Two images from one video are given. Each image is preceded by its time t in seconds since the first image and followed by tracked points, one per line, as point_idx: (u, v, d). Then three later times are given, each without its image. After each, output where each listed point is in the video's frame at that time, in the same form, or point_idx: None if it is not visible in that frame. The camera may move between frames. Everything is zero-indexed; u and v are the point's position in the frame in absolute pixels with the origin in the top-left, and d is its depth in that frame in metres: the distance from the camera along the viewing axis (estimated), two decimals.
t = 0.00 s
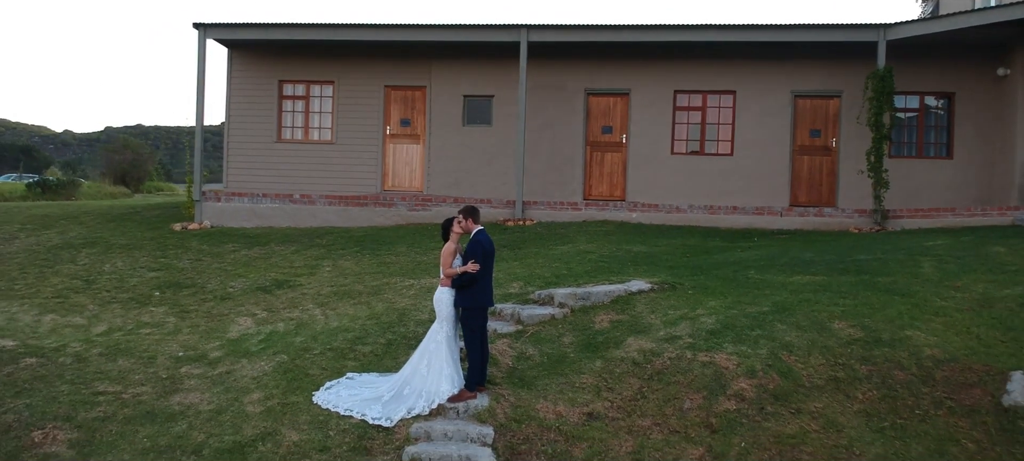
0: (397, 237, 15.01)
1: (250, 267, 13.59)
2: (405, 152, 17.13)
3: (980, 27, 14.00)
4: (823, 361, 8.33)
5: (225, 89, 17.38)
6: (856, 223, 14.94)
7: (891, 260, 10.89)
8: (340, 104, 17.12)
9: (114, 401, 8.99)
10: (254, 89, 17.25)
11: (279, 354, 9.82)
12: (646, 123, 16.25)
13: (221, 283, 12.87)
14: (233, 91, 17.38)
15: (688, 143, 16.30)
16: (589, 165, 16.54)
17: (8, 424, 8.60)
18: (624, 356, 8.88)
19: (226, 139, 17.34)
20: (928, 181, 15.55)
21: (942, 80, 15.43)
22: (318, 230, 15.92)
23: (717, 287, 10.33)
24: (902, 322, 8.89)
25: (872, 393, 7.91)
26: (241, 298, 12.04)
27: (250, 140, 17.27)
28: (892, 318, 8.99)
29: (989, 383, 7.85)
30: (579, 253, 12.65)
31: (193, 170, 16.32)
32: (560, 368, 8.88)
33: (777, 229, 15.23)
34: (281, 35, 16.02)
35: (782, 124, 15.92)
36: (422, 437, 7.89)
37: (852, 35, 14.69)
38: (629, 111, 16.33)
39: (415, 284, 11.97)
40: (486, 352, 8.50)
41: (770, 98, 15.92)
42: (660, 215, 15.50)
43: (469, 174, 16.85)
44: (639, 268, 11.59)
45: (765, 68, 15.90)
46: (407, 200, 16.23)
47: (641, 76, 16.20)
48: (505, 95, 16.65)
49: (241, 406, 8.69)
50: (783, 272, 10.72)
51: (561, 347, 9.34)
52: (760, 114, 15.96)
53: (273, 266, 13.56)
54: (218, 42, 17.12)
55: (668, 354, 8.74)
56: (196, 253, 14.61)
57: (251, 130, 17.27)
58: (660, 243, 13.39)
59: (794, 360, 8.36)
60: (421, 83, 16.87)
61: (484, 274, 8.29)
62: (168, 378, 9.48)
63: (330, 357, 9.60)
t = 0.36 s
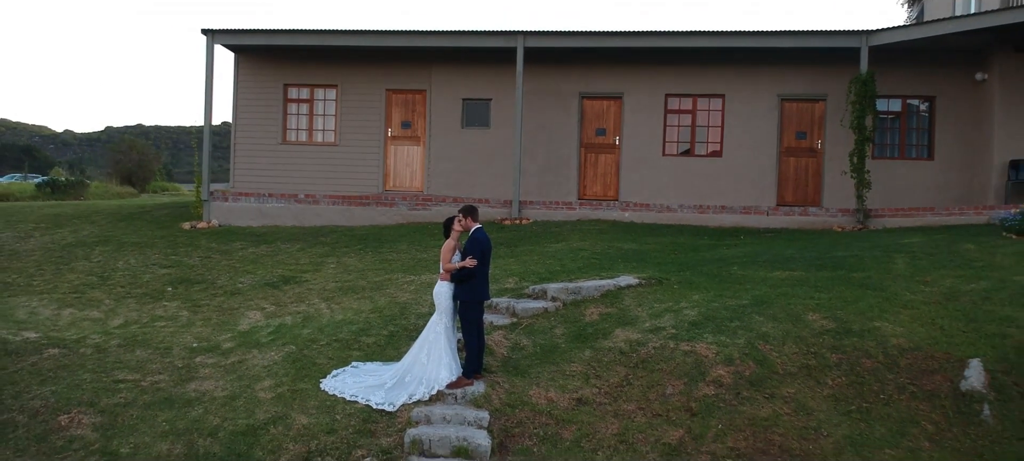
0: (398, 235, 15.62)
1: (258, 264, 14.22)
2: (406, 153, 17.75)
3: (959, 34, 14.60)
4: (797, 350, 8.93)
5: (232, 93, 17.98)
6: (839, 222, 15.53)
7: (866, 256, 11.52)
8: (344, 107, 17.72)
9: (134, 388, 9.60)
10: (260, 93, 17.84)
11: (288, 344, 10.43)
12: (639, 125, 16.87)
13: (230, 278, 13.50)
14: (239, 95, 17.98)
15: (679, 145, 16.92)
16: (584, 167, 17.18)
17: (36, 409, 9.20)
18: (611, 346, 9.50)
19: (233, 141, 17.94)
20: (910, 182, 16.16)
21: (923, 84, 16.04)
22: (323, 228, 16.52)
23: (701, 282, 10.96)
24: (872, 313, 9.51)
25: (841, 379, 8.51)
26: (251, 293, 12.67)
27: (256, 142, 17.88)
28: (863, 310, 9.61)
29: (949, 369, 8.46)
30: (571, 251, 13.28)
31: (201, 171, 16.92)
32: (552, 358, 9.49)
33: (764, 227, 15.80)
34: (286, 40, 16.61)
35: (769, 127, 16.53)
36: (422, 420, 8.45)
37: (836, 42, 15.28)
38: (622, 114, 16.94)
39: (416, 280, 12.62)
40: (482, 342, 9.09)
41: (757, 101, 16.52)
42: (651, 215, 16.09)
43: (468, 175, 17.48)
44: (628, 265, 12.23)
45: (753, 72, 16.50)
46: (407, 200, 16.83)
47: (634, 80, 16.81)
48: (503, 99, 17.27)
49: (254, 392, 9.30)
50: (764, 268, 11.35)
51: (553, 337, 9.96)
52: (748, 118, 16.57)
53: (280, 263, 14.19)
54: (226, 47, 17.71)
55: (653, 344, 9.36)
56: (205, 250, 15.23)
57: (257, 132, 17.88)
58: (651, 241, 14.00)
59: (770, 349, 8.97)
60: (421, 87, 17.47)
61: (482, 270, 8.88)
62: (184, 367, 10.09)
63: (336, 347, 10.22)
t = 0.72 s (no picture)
0: (400, 237, 16.31)
1: (266, 265, 14.91)
2: (407, 158, 18.44)
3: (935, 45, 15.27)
4: (770, 346, 9.62)
5: (239, 100, 18.66)
6: (822, 225, 16.18)
7: (840, 258, 12.22)
8: (346, 114, 18.41)
9: (153, 382, 10.29)
10: (266, 100, 18.53)
11: (297, 341, 11.13)
12: (630, 132, 17.55)
13: (240, 279, 14.19)
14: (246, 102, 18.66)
15: (669, 151, 17.60)
16: (578, 171, 17.87)
17: (63, 401, 9.89)
18: (598, 342, 10.20)
19: (240, 146, 18.62)
20: (890, 186, 16.84)
21: (903, 93, 16.72)
22: (327, 231, 17.21)
23: (684, 283, 11.66)
24: (841, 312, 10.20)
25: (810, 373, 9.18)
26: (260, 293, 13.37)
27: (262, 147, 18.57)
28: (834, 308, 10.30)
29: (909, 364, 9.14)
30: (564, 252, 13.98)
31: (210, 176, 17.62)
32: (543, 353, 10.18)
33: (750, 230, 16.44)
34: (292, 50, 17.28)
35: (755, 133, 17.21)
36: (422, 411, 9.10)
37: (818, 52, 15.95)
38: (614, 120, 17.62)
39: (416, 281, 13.33)
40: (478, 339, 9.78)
41: (744, 109, 17.21)
42: (642, 218, 16.75)
43: (466, 179, 18.17)
44: (617, 266, 12.93)
45: (740, 81, 17.18)
46: (408, 203, 17.50)
47: (625, 88, 17.49)
48: (500, 106, 17.96)
49: (265, 386, 9.99)
50: (744, 269, 12.05)
51: (545, 334, 10.65)
52: (735, 124, 17.25)
53: (286, 264, 14.88)
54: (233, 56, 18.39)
55: (637, 340, 10.06)
56: (215, 252, 15.92)
57: (263, 138, 18.57)
58: (640, 243, 14.69)
59: (745, 346, 9.65)
60: (422, 95, 18.16)
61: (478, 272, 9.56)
62: (199, 362, 10.78)
63: (342, 343, 10.92)
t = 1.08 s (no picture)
0: (400, 244, 17.01)
1: (273, 271, 15.62)
2: (407, 167, 19.17)
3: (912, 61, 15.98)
4: (746, 350, 10.33)
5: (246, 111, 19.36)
6: (805, 232, 16.84)
7: (817, 266, 12.94)
8: (349, 125, 19.12)
9: (170, 383, 10.99)
10: (271, 111, 19.23)
11: (304, 345, 11.85)
12: (622, 142, 18.27)
13: (248, 285, 14.91)
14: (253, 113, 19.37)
15: (659, 160, 18.32)
16: (572, 180, 18.60)
17: (86, 401, 10.57)
18: (587, 346, 10.92)
19: (246, 156, 19.29)
20: (871, 195, 17.56)
21: (883, 105, 17.43)
22: (330, 237, 17.92)
23: (668, 290, 12.38)
24: (813, 318, 10.91)
25: (782, 375, 9.88)
26: (268, 298, 14.10)
27: (268, 157, 19.27)
28: (807, 315, 11.01)
29: (874, 367, 9.84)
30: (556, 259, 14.71)
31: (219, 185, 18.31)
32: (535, 356, 10.89)
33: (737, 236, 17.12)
34: (297, 64, 17.97)
35: (742, 144, 17.92)
36: (422, 410, 9.78)
37: (802, 67, 16.64)
38: (606, 131, 18.34)
39: (416, 286, 14.06)
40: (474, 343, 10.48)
41: (731, 120, 17.92)
42: (633, 225, 17.45)
43: (464, 188, 18.90)
44: (606, 273, 13.66)
45: (727, 93, 17.89)
46: (408, 211, 18.20)
47: (617, 100, 18.21)
48: (497, 117, 18.68)
49: (275, 387, 10.69)
50: (725, 277, 12.78)
51: (537, 338, 11.37)
52: (723, 135, 17.96)
53: (292, 271, 15.60)
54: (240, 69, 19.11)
55: (622, 345, 10.78)
56: (224, 258, 16.63)
57: (269, 148, 19.27)
58: (630, 250, 15.39)
59: (722, 350, 10.37)
60: (421, 106, 18.87)
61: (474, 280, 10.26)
62: (213, 364, 11.49)
63: (347, 347, 11.64)
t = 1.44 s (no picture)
0: (402, 251, 17.74)
1: (280, 278, 16.35)
2: (408, 177, 19.92)
3: (892, 76, 16.69)
4: (725, 355, 11.05)
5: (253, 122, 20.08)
6: (790, 240, 17.51)
7: (796, 275, 13.68)
8: (353, 136, 19.85)
9: (186, 385, 11.71)
10: (277, 123, 19.95)
11: (311, 349, 12.59)
12: (615, 153, 19.01)
13: (256, 291, 15.64)
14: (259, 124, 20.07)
15: (651, 170, 19.05)
16: (567, 189, 19.36)
17: (109, 402, 11.28)
18: (577, 351, 11.66)
19: (253, 165, 20.01)
20: (853, 203, 18.30)
21: (865, 118, 18.15)
22: (334, 245, 18.66)
23: (654, 298, 13.14)
24: (790, 325, 11.65)
25: (759, 378, 10.60)
26: (276, 304, 14.84)
27: (274, 167, 20.01)
28: (783, 322, 11.74)
29: (843, 371, 10.56)
30: (551, 267, 15.45)
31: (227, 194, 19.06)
32: (528, 360, 11.63)
33: (724, 244, 17.84)
34: (302, 77, 18.68)
35: (730, 155, 18.65)
36: (422, 410, 10.51)
37: (787, 81, 17.35)
38: (600, 142, 19.09)
39: (416, 293, 14.81)
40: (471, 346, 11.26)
41: (719, 132, 18.65)
42: (625, 232, 18.18)
43: (463, 196, 19.64)
44: (597, 280, 14.39)
45: (716, 106, 18.62)
46: (409, 219, 18.92)
47: (610, 113, 18.95)
48: (495, 129, 19.44)
49: (286, 389, 11.43)
50: (709, 285, 13.51)
51: (530, 343, 12.11)
52: (712, 146, 18.69)
53: (298, 277, 16.33)
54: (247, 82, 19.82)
55: (611, 349, 11.53)
56: (233, 265, 17.36)
57: (275, 158, 20.01)
58: (621, 258, 16.12)
59: (703, 354, 11.11)
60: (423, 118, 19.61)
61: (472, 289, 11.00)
62: (226, 368, 12.22)
63: (351, 351, 12.41)
